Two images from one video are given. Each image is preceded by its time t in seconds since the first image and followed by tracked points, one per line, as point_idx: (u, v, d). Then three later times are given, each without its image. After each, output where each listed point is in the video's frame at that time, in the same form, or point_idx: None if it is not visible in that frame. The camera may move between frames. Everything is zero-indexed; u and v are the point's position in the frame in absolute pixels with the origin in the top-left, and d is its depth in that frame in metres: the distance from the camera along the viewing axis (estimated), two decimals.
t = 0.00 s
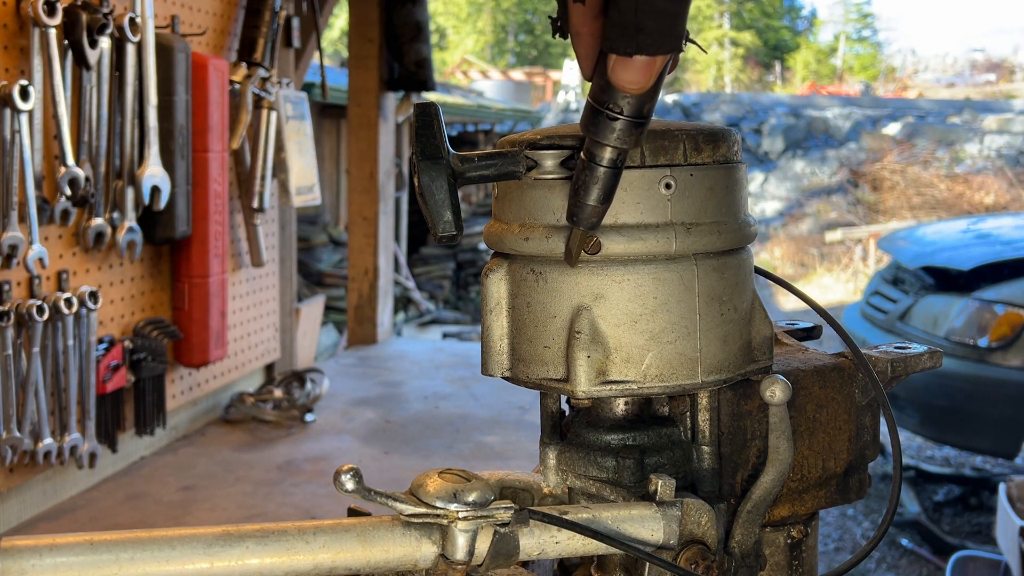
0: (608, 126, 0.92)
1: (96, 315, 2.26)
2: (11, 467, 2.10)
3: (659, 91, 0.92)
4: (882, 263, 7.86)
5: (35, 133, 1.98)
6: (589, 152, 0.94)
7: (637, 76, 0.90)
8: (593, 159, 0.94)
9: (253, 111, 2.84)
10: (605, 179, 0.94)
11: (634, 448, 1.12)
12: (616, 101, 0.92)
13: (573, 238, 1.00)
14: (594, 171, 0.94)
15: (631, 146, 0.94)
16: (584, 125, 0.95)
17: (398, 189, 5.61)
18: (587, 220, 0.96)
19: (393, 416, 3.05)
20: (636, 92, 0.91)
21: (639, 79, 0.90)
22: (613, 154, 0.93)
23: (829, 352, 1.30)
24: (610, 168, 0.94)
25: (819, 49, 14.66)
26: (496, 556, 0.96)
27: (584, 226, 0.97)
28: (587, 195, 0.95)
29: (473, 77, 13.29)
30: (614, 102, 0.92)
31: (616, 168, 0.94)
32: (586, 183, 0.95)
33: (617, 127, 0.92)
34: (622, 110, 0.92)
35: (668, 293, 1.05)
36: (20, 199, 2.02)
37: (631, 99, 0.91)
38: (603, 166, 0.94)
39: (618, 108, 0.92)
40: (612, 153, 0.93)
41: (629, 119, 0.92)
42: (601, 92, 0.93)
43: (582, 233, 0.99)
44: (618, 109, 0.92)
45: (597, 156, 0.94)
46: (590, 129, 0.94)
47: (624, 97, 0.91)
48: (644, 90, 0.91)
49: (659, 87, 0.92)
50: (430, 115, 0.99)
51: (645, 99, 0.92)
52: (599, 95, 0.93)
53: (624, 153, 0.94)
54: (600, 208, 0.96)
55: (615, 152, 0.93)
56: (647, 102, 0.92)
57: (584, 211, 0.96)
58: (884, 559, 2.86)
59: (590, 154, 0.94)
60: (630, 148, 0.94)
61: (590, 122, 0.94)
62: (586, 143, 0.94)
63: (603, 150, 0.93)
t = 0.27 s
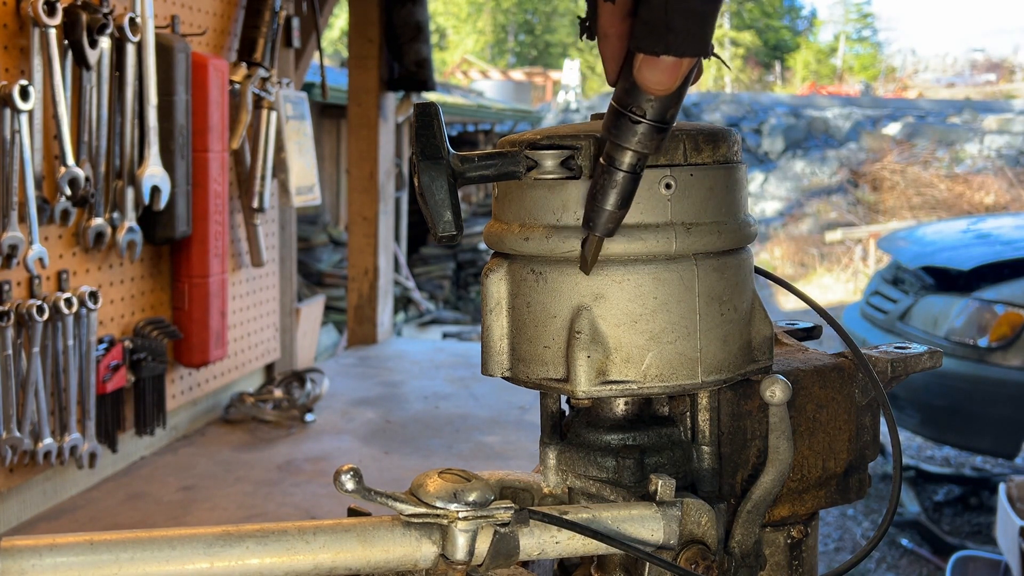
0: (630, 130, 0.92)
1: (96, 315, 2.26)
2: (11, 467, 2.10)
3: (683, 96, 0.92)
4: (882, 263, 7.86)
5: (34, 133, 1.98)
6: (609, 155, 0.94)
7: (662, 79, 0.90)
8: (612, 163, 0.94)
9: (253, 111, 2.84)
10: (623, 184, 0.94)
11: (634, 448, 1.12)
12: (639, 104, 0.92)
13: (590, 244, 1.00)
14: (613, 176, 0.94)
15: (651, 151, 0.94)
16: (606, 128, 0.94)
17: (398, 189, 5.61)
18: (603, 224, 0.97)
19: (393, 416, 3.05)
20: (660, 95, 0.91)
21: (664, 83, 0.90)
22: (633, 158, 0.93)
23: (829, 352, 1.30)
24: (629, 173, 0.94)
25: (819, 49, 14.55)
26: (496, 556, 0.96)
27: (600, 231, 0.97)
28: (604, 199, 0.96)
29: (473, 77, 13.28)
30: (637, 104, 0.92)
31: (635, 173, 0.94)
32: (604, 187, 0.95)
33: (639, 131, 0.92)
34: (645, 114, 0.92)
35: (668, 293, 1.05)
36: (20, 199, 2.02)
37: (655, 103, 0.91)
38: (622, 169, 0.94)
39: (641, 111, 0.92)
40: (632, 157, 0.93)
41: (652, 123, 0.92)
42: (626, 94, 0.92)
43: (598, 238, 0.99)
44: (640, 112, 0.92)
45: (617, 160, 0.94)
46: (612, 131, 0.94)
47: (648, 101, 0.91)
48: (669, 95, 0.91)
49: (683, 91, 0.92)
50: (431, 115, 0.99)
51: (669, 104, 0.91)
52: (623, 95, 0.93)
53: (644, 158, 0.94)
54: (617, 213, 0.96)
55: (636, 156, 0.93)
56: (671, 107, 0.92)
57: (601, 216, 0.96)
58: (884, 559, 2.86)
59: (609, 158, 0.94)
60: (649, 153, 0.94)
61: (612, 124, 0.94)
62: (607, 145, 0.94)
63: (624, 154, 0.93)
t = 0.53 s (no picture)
0: (635, 132, 0.93)
1: (96, 315, 2.26)
2: (11, 467, 2.10)
3: (689, 100, 0.93)
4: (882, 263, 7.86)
5: (34, 133, 1.98)
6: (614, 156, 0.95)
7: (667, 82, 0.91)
8: (616, 164, 0.95)
9: (253, 111, 2.84)
10: (627, 185, 0.95)
11: (634, 448, 1.12)
12: (645, 105, 0.93)
13: (590, 244, 1.00)
14: (617, 176, 0.95)
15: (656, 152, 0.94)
16: (612, 130, 0.95)
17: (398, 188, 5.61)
18: (606, 224, 0.97)
19: (393, 416, 3.05)
20: (665, 98, 0.92)
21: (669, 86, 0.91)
22: (638, 159, 0.94)
23: (829, 353, 1.30)
24: (633, 174, 0.94)
25: (819, 49, 14.68)
26: (496, 556, 0.97)
27: (603, 231, 0.97)
28: (608, 199, 0.96)
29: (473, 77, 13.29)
30: (643, 106, 0.93)
31: (639, 174, 0.95)
32: (608, 188, 0.95)
33: (644, 133, 0.93)
34: (651, 116, 0.93)
35: (668, 293, 1.05)
36: (19, 199, 2.02)
37: (661, 105, 0.92)
38: (625, 170, 0.94)
39: (647, 113, 0.93)
40: (637, 159, 0.94)
41: (657, 125, 0.93)
42: (632, 97, 0.94)
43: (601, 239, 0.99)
44: (646, 114, 0.93)
45: (621, 161, 0.94)
46: (617, 132, 0.95)
47: (654, 103, 0.92)
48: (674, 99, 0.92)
49: (688, 96, 0.93)
50: (431, 115, 0.99)
51: (674, 107, 0.92)
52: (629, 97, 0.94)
53: (648, 161, 0.95)
54: (621, 213, 0.96)
55: (640, 157, 0.94)
56: (676, 110, 0.93)
57: (603, 217, 0.96)
58: (884, 559, 2.86)
59: (614, 158, 0.95)
60: (654, 154, 0.94)
61: (618, 126, 0.95)
62: (611, 147, 0.95)
63: (629, 156, 0.94)
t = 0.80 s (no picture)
0: (644, 134, 0.92)
1: (96, 315, 2.26)
2: (11, 467, 2.10)
3: (701, 106, 0.92)
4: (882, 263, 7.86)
5: (34, 133, 1.98)
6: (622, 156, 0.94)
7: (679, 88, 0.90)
8: (624, 165, 0.94)
9: (253, 111, 2.84)
10: (634, 186, 0.94)
11: (634, 448, 1.12)
12: (656, 108, 0.92)
13: (597, 240, 1.00)
14: (625, 177, 0.94)
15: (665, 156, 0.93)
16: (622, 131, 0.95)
17: (399, 188, 5.61)
18: (612, 223, 0.96)
19: (393, 416, 3.05)
20: (676, 103, 0.91)
21: (682, 91, 0.90)
22: (647, 162, 0.93)
23: (829, 353, 1.31)
24: (641, 176, 0.94)
25: (819, 49, 14.68)
26: (496, 556, 0.97)
27: (608, 229, 0.97)
28: (615, 200, 0.95)
29: (473, 77, 13.30)
30: (654, 109, 0.92)
31: (647, 176, 0.94)
32: (615, 188, 0.95)
33: (654, 136, 0.92)
34: (662, 119, 0.91)
35: (668, 293, 1.05)
36: (19, 199, 2.01)
37: (672, 109, 0.91)
38: (632, 171, 0.94)
39: (657, 117, 0.92)
40: (645, 161, 0.93)
41: (667, 129, 0.92)
42: (643, 99, 0.93)
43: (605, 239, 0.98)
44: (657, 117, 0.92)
45: (629, 163, 0.93)
46: (627, 133, 0.94)
47: (665, 106, 0.91)
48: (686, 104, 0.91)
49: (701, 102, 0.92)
50: (431, 115, 0.99)
51: (685, 113, 0.91)
52: (640, 99, 0.93)
53: (657, 164, 0.94)
54: (626, 213, 0.96)
55: (649, 161, 0.93)
56: (688, 115, 0.92)
57: (609, 216, 0.96)
58: (884, 559, 2.86)
59: (622, 159, 0.94)
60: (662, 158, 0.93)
61: (628, 127, 0.94)
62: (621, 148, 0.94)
63: (637, 158, 0.93)
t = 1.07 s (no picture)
0: (657, 115, 0.91)
1: (97, 315, 2.26)
2: (12, 467, 2.10)
3: (714, 85, 0.90)
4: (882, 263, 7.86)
5: (35, 133, 1.98)
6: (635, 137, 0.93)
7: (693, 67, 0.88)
8: (637, 146, 0.92)
9: (253, 111, 2.84)
10: (645, 168, 0.93)
11: (634, 448, 1.12)
12: (669, 87, 0.90)
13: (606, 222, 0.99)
14: (636, 159, 0.93)
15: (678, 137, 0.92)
16: (636, 108, 0.93)
17: (399, 188, 5.61)
18: (621, 205, 0.95)
19: (393, 416, 3.04)
20: (689, 82, 0.89)
21: (695, 70, 0.88)
22: (660, 143, 0.92)
23: (829, 353, 1.31)
24: (653, 157, 0.92)
25: (818, 49, 14.71)
26: (496, 556, 0.97)
27: (618, 211, 0.96)
28: (626, 181, 0.94)
29: (473, 77, 13.32)
30: (667, 89, 0.90)
31: (659, 158, 0.92)
32: (626, 169, 0.94)
33: (666, 118, 0.90)
34: (675, 100, 0.90)
35: (668, 293, 1.05)
36: (19, 199, 2.01)
37: (686, 89, 0.89)
38: (644, 152, 0.92)
39: (670, 96, 0.90)
40: (657, 142, 0.92)
41: (680, 110, 0.90)
42: (656, 76, 0.91)
43: (615, 221, 0.98)
44: (670, 97, 0.90)
45: (642, 143, 0.92)
46: (640, 113, 0.92)
47: (678, 86, 0.89)
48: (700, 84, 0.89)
49: (715, 80, 0.90)
50: (431, 115, 0.99)
51: (699, 93, 0.89)
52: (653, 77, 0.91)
53: (670, 144, 0.92)
54: (637, 195, 0.95)
55: (661, 142, 0.91)
56: (702, 96, 0.90)
57: (620, 197, 0.95)
58: (884, 559, 2.86)
59: (634, 139, 0.93)
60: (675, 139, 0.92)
61: (641, 105, 0.92)
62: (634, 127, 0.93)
63: (649, 138, 0.92)
